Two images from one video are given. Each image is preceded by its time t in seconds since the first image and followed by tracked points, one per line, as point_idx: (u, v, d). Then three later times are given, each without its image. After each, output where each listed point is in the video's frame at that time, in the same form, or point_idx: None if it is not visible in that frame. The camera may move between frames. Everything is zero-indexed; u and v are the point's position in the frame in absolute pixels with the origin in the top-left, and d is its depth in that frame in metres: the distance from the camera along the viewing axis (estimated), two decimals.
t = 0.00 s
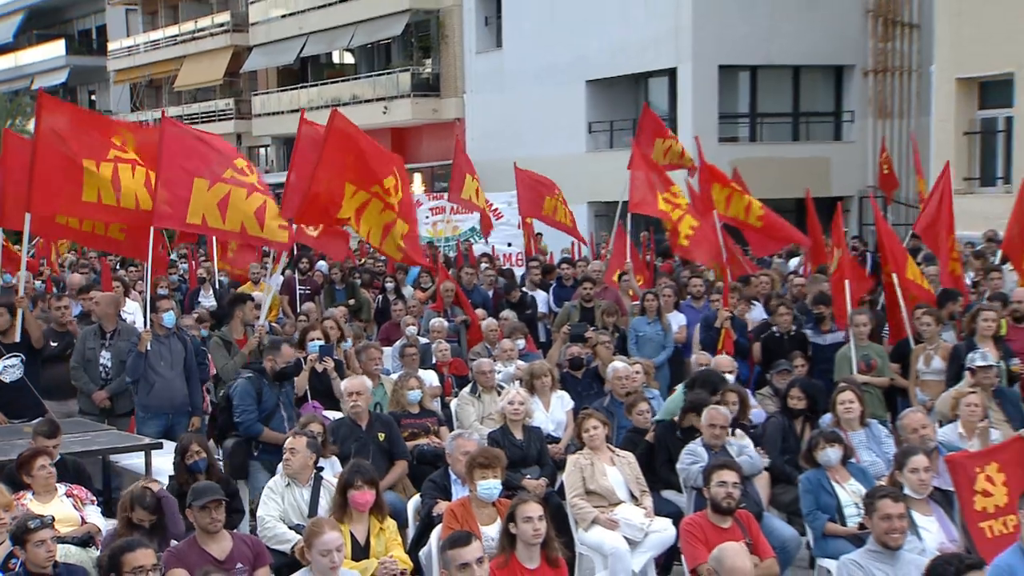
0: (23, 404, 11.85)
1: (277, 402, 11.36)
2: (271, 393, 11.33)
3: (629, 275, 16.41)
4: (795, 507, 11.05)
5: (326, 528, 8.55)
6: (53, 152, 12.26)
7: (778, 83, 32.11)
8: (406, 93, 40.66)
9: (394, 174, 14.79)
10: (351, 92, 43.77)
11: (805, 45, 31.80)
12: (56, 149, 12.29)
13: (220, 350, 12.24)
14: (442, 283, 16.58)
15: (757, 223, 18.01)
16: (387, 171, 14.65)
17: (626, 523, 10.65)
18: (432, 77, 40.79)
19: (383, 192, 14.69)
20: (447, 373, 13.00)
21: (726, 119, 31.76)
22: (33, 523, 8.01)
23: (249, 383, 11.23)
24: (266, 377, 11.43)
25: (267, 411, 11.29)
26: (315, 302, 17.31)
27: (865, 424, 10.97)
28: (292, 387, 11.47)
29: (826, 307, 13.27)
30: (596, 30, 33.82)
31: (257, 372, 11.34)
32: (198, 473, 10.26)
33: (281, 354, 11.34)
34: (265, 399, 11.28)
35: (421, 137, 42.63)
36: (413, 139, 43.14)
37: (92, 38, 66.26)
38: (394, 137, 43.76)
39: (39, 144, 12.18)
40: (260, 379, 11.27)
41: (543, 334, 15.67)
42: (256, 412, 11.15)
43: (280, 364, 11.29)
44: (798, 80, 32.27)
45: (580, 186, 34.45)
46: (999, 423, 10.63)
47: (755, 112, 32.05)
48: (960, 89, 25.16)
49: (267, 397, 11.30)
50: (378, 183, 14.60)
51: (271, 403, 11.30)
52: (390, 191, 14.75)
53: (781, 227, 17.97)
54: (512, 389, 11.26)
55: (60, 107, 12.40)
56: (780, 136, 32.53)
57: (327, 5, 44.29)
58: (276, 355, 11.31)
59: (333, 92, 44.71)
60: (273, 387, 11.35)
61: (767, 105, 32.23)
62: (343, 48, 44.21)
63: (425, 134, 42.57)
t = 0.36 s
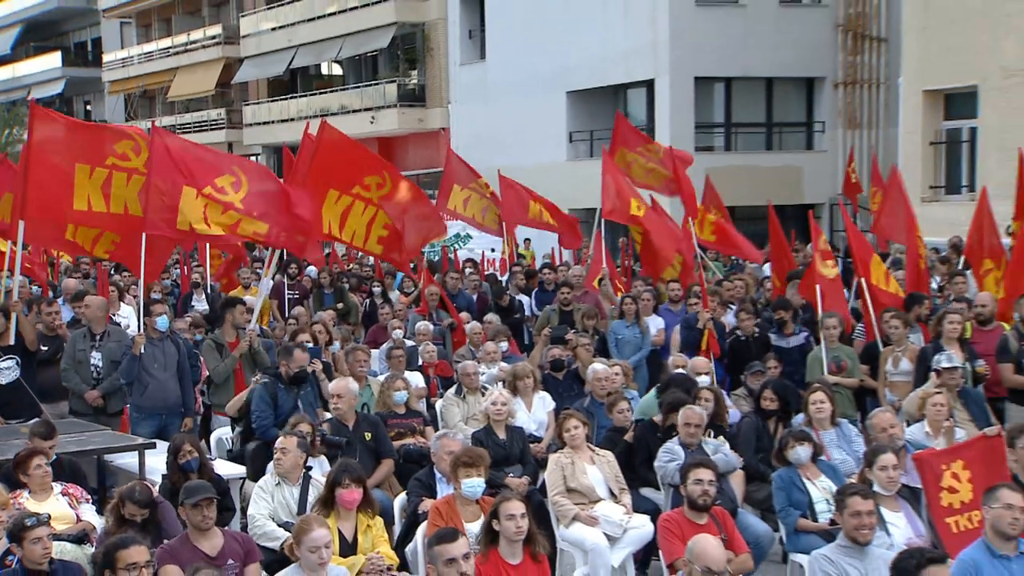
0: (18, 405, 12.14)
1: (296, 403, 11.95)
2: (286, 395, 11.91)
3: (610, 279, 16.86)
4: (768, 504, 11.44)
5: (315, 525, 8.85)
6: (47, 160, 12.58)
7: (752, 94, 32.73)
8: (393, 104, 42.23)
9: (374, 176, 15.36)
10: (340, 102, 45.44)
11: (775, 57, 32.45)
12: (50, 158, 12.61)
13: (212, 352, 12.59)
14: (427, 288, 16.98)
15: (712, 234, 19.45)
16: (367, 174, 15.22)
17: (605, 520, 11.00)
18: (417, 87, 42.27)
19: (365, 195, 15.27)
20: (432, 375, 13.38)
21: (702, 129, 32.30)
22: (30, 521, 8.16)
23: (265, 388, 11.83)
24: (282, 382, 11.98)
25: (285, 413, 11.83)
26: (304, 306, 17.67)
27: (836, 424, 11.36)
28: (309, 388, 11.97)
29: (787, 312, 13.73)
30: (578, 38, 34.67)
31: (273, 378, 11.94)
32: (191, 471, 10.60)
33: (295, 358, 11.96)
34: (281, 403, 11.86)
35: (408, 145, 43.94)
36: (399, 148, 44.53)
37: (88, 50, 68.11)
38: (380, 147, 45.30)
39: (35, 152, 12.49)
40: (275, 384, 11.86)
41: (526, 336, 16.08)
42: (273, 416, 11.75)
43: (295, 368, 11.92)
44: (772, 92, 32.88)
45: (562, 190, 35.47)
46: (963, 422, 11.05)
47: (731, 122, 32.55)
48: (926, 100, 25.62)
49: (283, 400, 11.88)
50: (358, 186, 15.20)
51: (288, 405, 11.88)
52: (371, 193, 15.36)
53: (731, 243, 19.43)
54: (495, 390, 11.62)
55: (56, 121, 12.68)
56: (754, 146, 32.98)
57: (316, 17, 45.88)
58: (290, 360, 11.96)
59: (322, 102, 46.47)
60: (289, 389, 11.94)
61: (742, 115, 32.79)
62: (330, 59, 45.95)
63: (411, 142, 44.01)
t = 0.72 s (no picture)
0: (17, 407, 12.48)
1: (328, 408, 12.02)
2: (317, 400, 12.06)
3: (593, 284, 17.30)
4: (745, 501, 11.85)
5: (307, 522, 9.18)
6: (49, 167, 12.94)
7: (731, 105, 33.49)
8: (382, 113, 42.66)
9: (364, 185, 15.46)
10: (331, 112, 46.04)
11: (751, 71, 33.24)
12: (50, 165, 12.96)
13: (207, 354, 12.94)
14: (413, 293, 17.40)
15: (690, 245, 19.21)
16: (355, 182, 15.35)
17: (588, 517, 11.36)
18: (407, 98, 42.88)
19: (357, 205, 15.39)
20: (421, 376, 13.77)
21: (681, 139, 33.02)
22: (28, 521, 8.32)
23: (296, 390, 12.03)
24: (316, 388, 12.15)
25: (315, 416, 11.97)
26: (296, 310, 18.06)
27: (811, 423, 11.76)
28: (343, 395, 12.07)
29: (760, 317, 14.16)
30: (562, 51, 35.27)
31: (306, 381, 12.14)
32: (185, 471, 10.94)
33: (329, 364, 12.14)
34: (312, 406, 12.02)
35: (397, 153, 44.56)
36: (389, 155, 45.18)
37: (86, 61, 69.06)
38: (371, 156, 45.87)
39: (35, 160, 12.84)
40: (308, 388, 12.07)
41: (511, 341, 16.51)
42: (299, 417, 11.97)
43: (328, 372, 12.07)
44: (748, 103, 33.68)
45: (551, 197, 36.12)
46: (932, 422, 11.47)
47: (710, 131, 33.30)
48: (897, 112, 26.01)
49: (314, 404, 12.05)
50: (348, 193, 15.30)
51: (318, 408, 12.01)
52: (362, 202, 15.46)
53: (704, 233, 20.30)
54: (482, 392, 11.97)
55: (56, 129, 13.07)
56: (732, 155, 33.75)
57: (308, 30, 46.71)
58: (324, 366, 12.14)
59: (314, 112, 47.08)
60: (322, 394, 12.08)
61: (720, 125, 33.52)
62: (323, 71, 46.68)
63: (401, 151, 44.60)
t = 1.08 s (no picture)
0: (12, 409, 12.78)
1: (357, 405, 12.64)
2: (347, 397, 12.64)
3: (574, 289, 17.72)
4: (719, 498, 12.24)
5: (294, 519, 9.29)
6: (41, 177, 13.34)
7: (705, 115, 34.58)
8: (369, 123, 43.35)
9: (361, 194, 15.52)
10: (319, 122, 46.59)
11: (725, 84, 34.39)
12: (42, 175, 13.36)
13: (197, 356, 13.32)
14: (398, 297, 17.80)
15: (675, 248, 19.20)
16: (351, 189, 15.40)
17: (567, 514, 11.73)
18: (392, 108, 43.36)
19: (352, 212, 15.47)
20: (405, 378, 14.15)
21: (658, 148, 33.99)
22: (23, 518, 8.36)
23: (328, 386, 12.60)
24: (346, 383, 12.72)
25: (343, 413, 12.57)
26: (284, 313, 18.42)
27: (783, 423, 12.17)
28: (371, 394, 12.69)
29: (734, 320, 14.58)
30: (542, 66, 36.17)
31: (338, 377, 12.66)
32: (176, 470, 11.26)
33: (358, 362, 12.66)
34: (341, 403, 12.59)
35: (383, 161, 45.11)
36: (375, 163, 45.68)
37: (80, 72, 69.55)
38: (357, 164, 46.30)
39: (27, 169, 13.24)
40: (339, 384, 12.63)
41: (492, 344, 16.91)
42: (328, 413, 12.57)
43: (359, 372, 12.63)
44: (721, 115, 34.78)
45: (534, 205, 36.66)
46: (899, 421, 11.88)
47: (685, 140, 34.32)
48: (866, 122, 26.83)
49: (343, 400, 12.62)
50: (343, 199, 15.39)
51: (346, 405, 12.60)
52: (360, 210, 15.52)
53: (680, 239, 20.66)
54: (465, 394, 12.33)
55: (47, 137, 13.46)
56: (707, 164, 34.76)
57: (295, 42, 47.24)
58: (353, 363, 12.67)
59: (303, 121, 47.50)
60: (352, 391, 12.66)
61: (694, 135, 34.57)
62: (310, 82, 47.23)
63: (386, 159, 45.04)
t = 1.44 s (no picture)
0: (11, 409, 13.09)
1: (368, 404, 13.09)
2: (359, 398, 13.09)
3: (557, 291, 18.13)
4: (696, 494, 12.64)
5: (284, 516, 9.62)
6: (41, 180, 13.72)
7: (682, 124, 35.13)
8: (357, 131, 43.68)
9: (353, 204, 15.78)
10: (308, 129, 46.83)
11: (702, 92, 34.91)
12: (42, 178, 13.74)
13: (189, 357, 13.74)
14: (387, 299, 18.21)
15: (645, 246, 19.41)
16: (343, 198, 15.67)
17: (549, 510, 12.12)
18: (379, 116, 43.78)
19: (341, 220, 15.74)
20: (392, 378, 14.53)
21: (637, 156, 34.51)
22: (19, 514, 8.62)
23: (340, 390, 13.01)
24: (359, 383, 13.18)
25: (357, 415, 13.03)
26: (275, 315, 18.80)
27: (757, 421, 12.59)
28: (382, 394, 13.16)
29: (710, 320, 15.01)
30: (526, 77, 36.62)
31: (348, 380, 13.12)
32: (169, 467, 11.60)
33: (370, 363, 13.14)
34: (353, 404, 13.03)
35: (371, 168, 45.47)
36: (363, 170, 46.06)
37: (76, 82, 69.93)
38: (345, 170, 46.67)
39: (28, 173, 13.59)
40: (350, 386, 13.07)
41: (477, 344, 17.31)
42: (337, 412, 13.01)
43: (370, 370, 13.07)
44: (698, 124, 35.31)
45: (518, 211, 37.16)
46: (869, 419, 12.30)
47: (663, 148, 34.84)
48: (836, 130, 28.58)
49: (355, 402, 13.06)
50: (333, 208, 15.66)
51: (359, 407, 13.03)
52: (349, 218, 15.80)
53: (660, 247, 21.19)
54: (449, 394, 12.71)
55: (48, 142, 13.77)
56: (684, 171, 35.28)
57: (285, 53, 47.64)
58: (363, 364, 13.13)
59: (292, 129, 47.75)
60: (364, 393, 13.10)
61: (672, 143, 35.12)
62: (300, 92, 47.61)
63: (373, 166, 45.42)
